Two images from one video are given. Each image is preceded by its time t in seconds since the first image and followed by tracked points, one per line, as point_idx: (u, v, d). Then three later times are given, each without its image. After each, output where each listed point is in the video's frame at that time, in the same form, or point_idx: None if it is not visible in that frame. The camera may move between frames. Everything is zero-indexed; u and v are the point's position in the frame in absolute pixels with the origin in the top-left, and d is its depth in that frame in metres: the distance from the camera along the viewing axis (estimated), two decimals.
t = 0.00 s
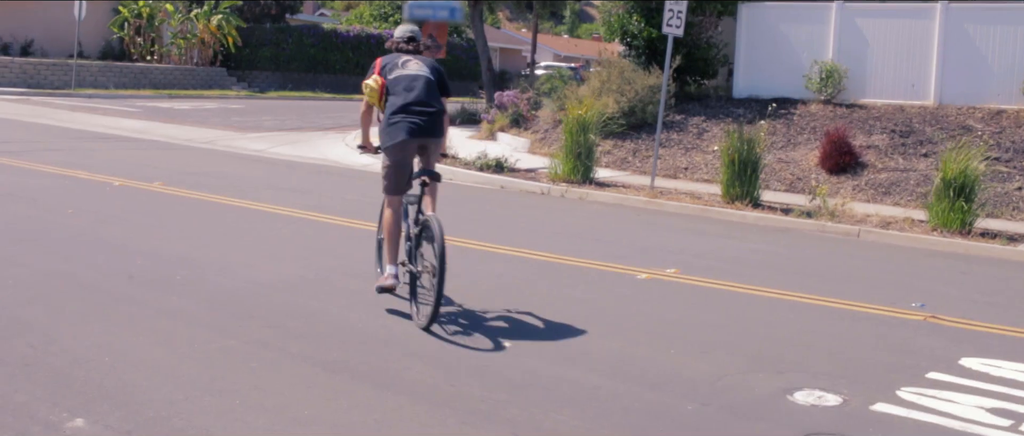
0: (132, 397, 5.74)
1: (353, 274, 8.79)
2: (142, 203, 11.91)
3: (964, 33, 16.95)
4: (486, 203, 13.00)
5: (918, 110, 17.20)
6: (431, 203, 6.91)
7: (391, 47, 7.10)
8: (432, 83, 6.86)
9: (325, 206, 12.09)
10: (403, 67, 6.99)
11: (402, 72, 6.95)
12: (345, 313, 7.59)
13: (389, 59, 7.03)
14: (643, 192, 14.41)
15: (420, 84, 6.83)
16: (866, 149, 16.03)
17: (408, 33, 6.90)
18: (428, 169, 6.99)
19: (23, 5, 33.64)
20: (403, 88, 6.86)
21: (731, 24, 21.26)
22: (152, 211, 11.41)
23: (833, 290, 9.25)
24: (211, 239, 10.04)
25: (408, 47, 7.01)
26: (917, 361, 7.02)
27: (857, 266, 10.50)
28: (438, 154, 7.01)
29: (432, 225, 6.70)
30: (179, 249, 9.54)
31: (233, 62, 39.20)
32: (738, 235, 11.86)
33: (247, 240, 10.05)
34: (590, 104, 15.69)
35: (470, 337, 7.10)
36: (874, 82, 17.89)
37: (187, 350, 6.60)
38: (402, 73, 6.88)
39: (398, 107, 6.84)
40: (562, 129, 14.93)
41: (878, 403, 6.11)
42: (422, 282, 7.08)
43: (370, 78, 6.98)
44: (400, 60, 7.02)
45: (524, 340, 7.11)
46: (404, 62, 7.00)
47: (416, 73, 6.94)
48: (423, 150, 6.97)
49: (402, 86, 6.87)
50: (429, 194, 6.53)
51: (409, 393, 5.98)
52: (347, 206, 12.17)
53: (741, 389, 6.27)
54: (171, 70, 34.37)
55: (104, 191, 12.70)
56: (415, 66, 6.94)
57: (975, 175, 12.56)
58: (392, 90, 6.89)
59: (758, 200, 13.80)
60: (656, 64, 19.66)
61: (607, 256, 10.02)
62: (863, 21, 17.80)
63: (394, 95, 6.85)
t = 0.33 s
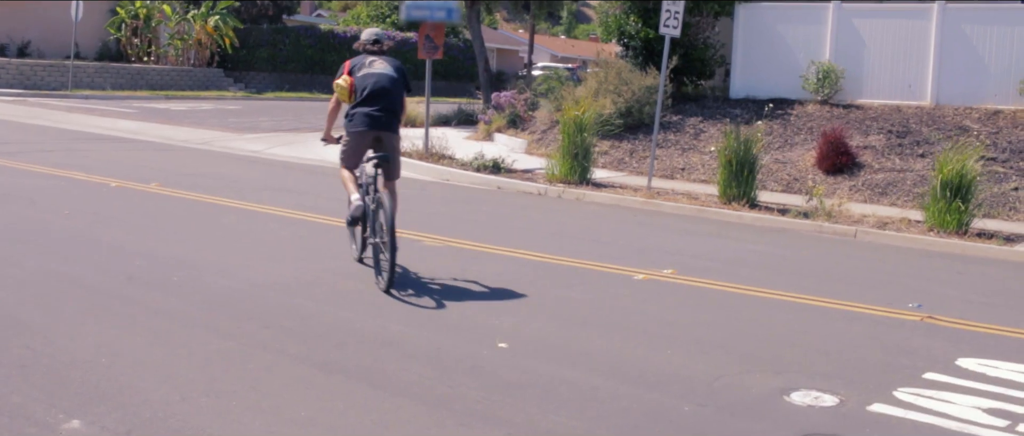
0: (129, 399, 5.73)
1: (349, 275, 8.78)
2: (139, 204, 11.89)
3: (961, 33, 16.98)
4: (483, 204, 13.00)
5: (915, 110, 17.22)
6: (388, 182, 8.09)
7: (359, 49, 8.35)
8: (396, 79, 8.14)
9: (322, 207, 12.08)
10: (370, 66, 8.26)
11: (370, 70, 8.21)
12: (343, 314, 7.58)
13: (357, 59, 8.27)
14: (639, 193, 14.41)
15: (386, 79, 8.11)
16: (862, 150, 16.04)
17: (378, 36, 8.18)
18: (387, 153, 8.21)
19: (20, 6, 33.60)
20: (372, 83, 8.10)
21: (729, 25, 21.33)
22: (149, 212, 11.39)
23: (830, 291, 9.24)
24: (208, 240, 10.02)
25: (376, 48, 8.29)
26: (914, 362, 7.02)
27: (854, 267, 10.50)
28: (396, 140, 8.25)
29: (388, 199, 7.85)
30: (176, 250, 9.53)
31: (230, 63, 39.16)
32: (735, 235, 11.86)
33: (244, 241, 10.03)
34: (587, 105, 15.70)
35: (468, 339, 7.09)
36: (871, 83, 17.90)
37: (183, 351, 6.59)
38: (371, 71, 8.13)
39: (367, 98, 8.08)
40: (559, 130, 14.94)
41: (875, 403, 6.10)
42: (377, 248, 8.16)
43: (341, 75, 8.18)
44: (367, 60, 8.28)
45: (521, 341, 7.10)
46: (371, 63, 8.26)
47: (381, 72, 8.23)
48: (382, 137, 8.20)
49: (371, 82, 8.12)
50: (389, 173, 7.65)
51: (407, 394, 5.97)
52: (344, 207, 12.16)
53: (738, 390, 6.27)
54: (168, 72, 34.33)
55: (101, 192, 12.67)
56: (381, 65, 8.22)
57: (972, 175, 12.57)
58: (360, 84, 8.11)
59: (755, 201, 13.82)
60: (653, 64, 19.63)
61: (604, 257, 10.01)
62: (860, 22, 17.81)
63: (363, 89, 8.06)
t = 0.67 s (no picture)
0: (126, 409, 5.72)
1: (348, 285, 8.77)
2: (138, 214, 11.88)
3: (959, 43, 17.01)
4: (482, 214, 12.99)
5: (913, 120, 17.25)
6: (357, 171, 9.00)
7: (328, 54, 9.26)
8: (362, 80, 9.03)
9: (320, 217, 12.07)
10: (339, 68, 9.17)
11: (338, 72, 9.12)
12: (341, 324, 7.57)
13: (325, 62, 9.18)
14: (638, 203, 14.41)
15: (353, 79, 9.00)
16: (861, 160, 16.05)
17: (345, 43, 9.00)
18: (356, 146, 9.12)
19: (18, 16, 33.59)
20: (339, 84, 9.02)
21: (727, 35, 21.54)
22: (148, 222, 11.37)
23: (829, 301, 9.24)
24: (206, 250, 10.00)
25: (344, 53, 9.13)
26: (913, 372, 7.01)
27: (854, 277, 10.50)
28: (365, 134, 9.17)
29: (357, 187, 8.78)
30: (175, 261, 9.51)
31: (228, 73, 39.20)
32: (734, 245, 11.86)
33: (242, 251, 10.02)
34: (585, 114, 15.71)
35: (467, 349, 7.08)
36: (869, 93, 17.92)
37: (180, 362, 6.57)
38: (339, 72, 9.02)
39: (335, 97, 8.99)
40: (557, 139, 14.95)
41: (874, 413, 6.09)
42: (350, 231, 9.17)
43: (311, 77, 9.10)
44: (335, 64, 9.20)
45: (519, 351, 7.09)
46: (338, 66, 9.18)
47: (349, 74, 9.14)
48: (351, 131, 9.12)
49: (339, 82, 9.03)
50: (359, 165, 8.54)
51: (405, 404, 5.95)
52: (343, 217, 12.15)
53: (738, 400, 6.25)
54: (166, 81, 34.35)
55: (99, 202, 12.65)
56: (347, 68, 9.13)
57: (970, 185, 12.58)
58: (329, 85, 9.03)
59: (753, 211, 13.82)
60: (651, 74, 19.66)
61: (603, 267, 10.00)
62: (858, 32, 17.82)
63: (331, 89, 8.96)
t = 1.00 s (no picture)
0: (132, 416, 5.71)
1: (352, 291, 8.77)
2: (141, 220, 11.87)
3: (962, 47, 16.99)
4: (486, 219, 12.99)
5: (917, 124, 17.23)
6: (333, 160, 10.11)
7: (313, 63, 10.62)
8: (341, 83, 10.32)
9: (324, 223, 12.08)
10: (320, 75, 10.51)
11: (319, 78, 10.44)
12: (345, 330, 7.57)
13: (309, 70, 10.52)
14: (641, 207, 14.41)
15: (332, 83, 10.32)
16: (865, 163, 16.03)
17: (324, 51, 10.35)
18: (333, 141, 10.32)
19: (22, 23, 33.65)
20: (319, 87, 10.33)
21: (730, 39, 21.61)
22: (152, 229, 11.39)
23: (834, 305, 9.22)
24: (211, 257, 10.00)
25: (326, 61, 10.49)
26: (919, 376, 6.99)
27: (857, 281, 10.49)
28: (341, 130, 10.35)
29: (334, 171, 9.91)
30: (179, 267, 9.52)
31: (232, 79, 39.71)
32: (739, 250, 11.84)
33: (247, 258, 10.02)
34: (589, 119, 15.69)
35: (471, 355, 7.07)
36: (873, 96, 17.91)
37: (186, 368, 6.57)
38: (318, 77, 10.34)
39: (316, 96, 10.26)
40: (561, 145, 14.95)
41: (879, 418, 6.08)
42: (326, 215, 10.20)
43: (295, 81, 10.44)
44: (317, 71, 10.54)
45: (524, 357, 7.08)
46: (320, 74, 10.52)
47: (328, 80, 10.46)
48: (330, 128, 10.32)
49: (318, 86, 10.33)
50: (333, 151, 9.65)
51: (410, 410, 5.94)
52: (347, 223, 12.16)
53: (743, 405, 6.24)
54: (170, 88, 34.38)
55: (103, 208, 12.66)
56: (327, 75, 10.45)
57: (974, 188, 12.56)
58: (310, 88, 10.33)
59: (757, 215, 13.81)
60: (654, 79, 19.66)
61: (607, 272, 9.99)
62: (861, 36, 17.80)
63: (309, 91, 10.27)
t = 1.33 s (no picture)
0: (157, 420, 5.76)
1: (375, 296, 8.80)
2: (165, 226, 11.94)
3: (985, 50, 16.87)
4: (507, 224, 12.99)
5: (939, 127, 17.13)
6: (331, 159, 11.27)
7: (318, 71, 11.68)
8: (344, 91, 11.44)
9: (346, 228, 12.12)
10: (326, 82, 11.62)
11: (324, 87, 11.52)
12: (368, 335, 7.60)
13: (315, 78, 11.60)
14: (663, 212, 14.39)
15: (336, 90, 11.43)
16: (887, 167, 15.94)
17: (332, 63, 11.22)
18: (334, 144, 11.45)
19: (46, 30, 33.99)
20: (324, 95, 11.42)
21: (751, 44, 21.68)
22: (176, 234, 11.47)
23: (858, 310, 9.16)
24: (235, 262, 10.06)
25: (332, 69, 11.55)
26: (943, 381, 6.95)
27: (881, 285, 10.42)
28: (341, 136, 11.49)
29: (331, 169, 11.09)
30: (203, 272, 9.59)
31: (253, 85, 39.71)
32: (762, 254, 11.80)
33: (270, 263, 10.07)
34: (609, 124, 15.68)
35: (494, 360, 7.08)
36: (895, 100, 17.81)
37: (210, 373, 6.61)
38: (324, 86, 11.43)
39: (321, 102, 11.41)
40: (582, 149, 14.96)
41: (904, 423, 6.04)
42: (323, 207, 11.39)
43: (302, 88, 11.49)
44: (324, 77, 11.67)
45: (547, 361, 7.08)
46: (324, 82, 11.59)
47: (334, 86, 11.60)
48: (332, 132, 11.45)
49: (324, 94, 11.41)
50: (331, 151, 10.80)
51: (432, 415, 5.95)
52: (368, 227, 12.20)
53: (767, 410, 6.22)
54: (191, 93, 34.61)
55: (127, 214, 12.76)
56: (331, 84, 11.54)
57: (998, 192, 12.46)
58: (316, 95, 11.43)
59: (779, 219, 13.77)
60: (675, 83, 19.62)
61: (629, 277, 9.97)
62: (882, 39, 17.71)
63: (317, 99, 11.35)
